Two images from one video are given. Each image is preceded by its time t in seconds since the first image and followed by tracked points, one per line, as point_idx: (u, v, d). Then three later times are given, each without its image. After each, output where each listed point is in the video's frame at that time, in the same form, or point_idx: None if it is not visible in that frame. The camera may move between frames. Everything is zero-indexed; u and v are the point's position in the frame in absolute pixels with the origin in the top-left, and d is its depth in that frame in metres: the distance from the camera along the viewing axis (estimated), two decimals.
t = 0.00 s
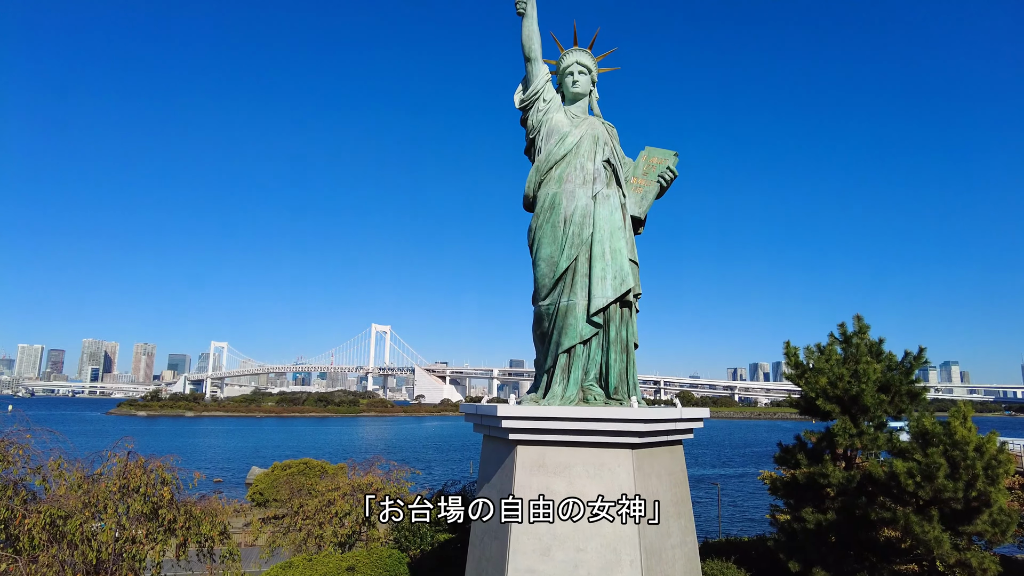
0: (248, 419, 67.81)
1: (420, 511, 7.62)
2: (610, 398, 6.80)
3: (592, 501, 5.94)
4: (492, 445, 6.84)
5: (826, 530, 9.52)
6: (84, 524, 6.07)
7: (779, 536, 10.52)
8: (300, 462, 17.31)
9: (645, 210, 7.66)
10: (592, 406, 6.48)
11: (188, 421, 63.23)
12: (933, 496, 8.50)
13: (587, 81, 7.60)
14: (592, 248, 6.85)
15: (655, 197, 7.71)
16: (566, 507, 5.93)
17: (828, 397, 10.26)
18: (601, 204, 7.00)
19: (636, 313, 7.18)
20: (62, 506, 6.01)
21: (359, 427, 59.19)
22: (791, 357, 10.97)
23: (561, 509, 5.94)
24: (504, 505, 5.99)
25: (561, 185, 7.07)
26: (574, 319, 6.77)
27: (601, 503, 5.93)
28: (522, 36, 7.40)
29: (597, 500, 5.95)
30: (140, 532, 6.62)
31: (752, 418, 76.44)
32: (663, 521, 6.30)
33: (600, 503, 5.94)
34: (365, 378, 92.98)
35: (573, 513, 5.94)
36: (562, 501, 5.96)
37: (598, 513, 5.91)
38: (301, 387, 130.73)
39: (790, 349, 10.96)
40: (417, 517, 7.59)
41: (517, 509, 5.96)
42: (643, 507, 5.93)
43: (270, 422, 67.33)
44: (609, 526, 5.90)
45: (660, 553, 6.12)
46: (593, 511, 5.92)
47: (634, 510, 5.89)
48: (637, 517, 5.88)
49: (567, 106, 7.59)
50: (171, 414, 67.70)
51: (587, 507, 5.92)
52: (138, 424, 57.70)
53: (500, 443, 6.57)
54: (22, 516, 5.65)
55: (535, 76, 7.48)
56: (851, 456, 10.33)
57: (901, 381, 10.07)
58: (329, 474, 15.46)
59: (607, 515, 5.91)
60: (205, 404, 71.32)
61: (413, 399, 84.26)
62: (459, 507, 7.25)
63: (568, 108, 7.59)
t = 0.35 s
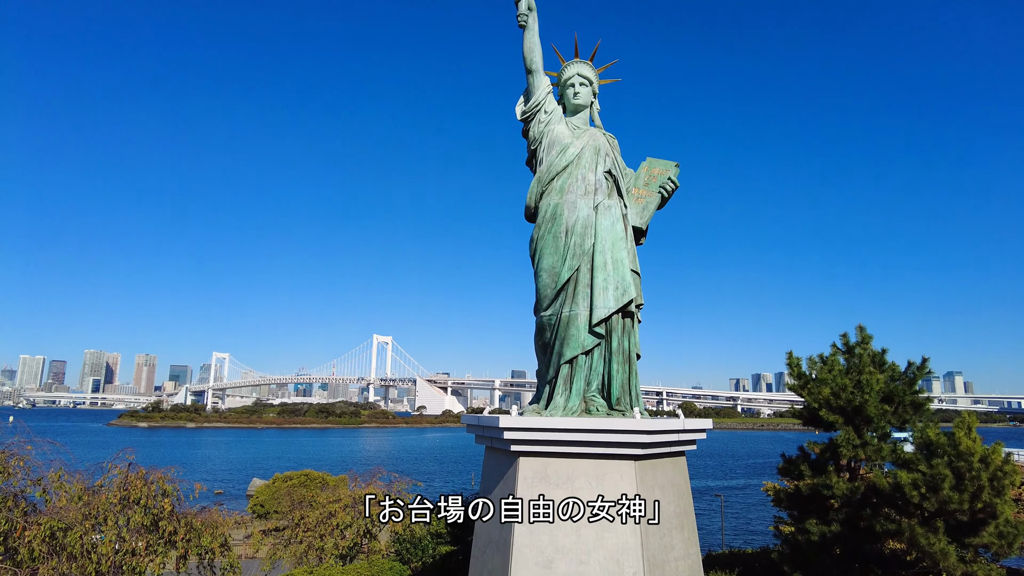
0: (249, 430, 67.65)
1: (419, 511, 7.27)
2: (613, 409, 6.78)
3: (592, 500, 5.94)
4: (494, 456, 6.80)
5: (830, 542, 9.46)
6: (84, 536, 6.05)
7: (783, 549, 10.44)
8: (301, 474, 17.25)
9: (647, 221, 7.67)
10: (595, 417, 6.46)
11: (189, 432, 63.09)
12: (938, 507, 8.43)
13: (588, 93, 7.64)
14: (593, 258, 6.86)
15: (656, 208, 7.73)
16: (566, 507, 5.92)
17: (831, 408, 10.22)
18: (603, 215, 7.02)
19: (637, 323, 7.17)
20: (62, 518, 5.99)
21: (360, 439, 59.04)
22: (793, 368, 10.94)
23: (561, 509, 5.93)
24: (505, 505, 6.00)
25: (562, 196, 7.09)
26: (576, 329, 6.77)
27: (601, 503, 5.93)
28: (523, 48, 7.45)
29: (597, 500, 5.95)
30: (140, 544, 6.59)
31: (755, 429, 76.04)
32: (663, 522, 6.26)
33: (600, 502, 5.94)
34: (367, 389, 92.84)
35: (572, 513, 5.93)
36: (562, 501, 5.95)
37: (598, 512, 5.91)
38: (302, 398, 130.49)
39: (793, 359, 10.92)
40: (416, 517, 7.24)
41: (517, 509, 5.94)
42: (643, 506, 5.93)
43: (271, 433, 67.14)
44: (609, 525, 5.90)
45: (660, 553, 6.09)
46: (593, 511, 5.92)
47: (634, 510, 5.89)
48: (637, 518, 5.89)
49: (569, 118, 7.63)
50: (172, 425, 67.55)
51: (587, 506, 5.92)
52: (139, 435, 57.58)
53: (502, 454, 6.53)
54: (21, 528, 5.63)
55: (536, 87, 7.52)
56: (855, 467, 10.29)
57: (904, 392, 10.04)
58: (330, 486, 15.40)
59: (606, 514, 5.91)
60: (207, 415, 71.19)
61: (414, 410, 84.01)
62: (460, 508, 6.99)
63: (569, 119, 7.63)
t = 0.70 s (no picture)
0: (250, 441, 67.45)
1: (420, 511, 7.40)
2: (615, 419, 6.76)
3: (592, 500, 5.94)
4: (496, 467, 6.77)
5: (834, 553, 9.36)
6: (84, 547, 6.03)
7: (787, 560, 10.36)
8: (302, 485, 17.19)
9: (648, 231, 7.69)
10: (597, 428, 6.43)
11: (190, 443, 62.93)
12: (944, 518, 8.35)
13: (589, 104, 7.68)
14: (595, 268, 6.86)
15: (657, 218, 7.75)
16: (566, 507, 5.91)
17: (834, 418, 10.17)
18: (604, 225, 7.03)
19: (639, 333, 7.16)
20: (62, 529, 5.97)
21: (361, 449, 58.82)
22: (796, 378, 10.90)
23: (561, 509, 5.93)
24: (505, 505, 5.99)
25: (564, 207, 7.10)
26: (578, 339, 6.76)
27: (601, 503, 5.92)
28: (525, 60, 7.50)
29: (597, 500, 5.94)
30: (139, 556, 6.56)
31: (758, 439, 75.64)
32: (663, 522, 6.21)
33: (600, 502, 5.93)
34: (369, 400, 92.64)
35: (572, 513, 5.92)
36: (562, 501, 5.94)
37: (598, 512, 5.90)
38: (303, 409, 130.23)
39: (796, 369, 10.89)
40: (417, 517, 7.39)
41: (517, 509, 5.93)
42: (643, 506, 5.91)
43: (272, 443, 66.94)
44: (609, 525, 5.90)
45: (661, 552, 6.04)
46: (593, 511, 5.91)
47: (634, 510, 5.88)
48: (637, 517, 5.87)
49: (570, 129, 7.67)
50: (173, 436, 67.39)
51: (587, 506, 5.91)
52: (139, 446, 57.41)
53: (504, 466, 6.50)
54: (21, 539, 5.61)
55: (538, 98, 7.56)
56: (859, 477, 10.22)
57: (908, 402, 9.98)
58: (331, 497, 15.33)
59: (606, 514, 5.90)
60: (208, 426, 71.01)
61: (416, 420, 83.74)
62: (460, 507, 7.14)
63: (570, 130, 7.67)
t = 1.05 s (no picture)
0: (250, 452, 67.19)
1: (420, 511, 7.64)
2: (618, 430, 6.74)
3: (592, 500, 5.93)
4: (498, 478, 6.74)
5: (839, 565, 9.29)
6: (84, 559, 6.00)
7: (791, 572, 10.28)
8: (304, 496, 17.10)
9: (650, 241, 7.70)
10: (600, 438, 6.41)
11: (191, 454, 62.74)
12: (949, 530, 8.27)
13: (591, 114, 7.71)
14: (597, 278, 6.86)
15: (659, 228, 7.76)
16: (566, 507, 5.91)
17: (838, 428, 10.12)
18: (606, 235, 7.04)
19: (641, 343, 7.15)
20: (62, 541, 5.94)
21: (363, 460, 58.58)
22: (799, 388, 10.86)
23: (561, 509, 5.93)
24: (505, 505, 6.05)
25: (566, 217, 7.12)
26: (580, 349, 6.75)
27: (601, 503, 5.92)
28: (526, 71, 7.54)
29: (597, 500, 5.93)
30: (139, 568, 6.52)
31: (762, 450, 75.18)
32: (663, 521, 6.18)
33: (600, 502, 5.92)
34: (370, 410, 92.42)
35: (572, 513, 5.91)
36: (562, 501, 5.94)
37: (598, 512, 5.89)
38: (305, 419, 129.91)
39: (799, 380, 10.85)
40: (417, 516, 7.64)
41: (517, 510, 5.98)
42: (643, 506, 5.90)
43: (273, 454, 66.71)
44: (609, 525, 5.89)
45: (662, 552, 6.00)
46: (593, 511, 5.90)
47: (634, 510, 5.87)
48: (637, 517, 5.87)
49: (571, 139, 7.70)
50: (175, 447, 67.23)
51: (587, 506, 5.90)
52: (140, 457, 57.25)
53: (506, 476, 6.46)
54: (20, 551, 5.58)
55: (540, 109, 7.60)
56: (863, 488, 10.14)
57: (912, 412, 9.96)
58: (332, 508, 15.25)
59: (607, 514, 5.89)
60: (209, 436, 70.81)
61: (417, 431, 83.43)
62: (459, 507, 7.32)
63: (572, 140, 7.70)
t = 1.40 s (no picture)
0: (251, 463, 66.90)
1: (420, 511, 7.56)
2: (620, 441, 6.71)
3: (592, 500, 5.90)
4: (499, 490, 6.71)
5: None
6: (83, 571, 5.97)
7: None
8: (304, 508, 17.00)
9: (652, 251, 7.71)
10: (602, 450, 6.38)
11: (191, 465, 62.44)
12: (955, 542, 8.20)
13: (592, 125, 7.75)
14: (599, 288, 6.86)
15: (660, 238, 7.77)
16: (566, 507, 5.89)
17: (841, 439, 10.07)
18: (607, 245, 7.04)
19: (643, 354, 7.14)
20: (61, 554, 5.91)
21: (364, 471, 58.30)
22: (802, 399, 10.82)
23: (561, 509, 5.91)
24: (505, 505, 6.08)
25: (567, 227, 7.13)
26: (582, 360, 6.74)
27: (601, 503, 5.89)
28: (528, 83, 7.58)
29: (597, 500, 5.91)
30: None
31: (765, 461, 74.71)
32: (664, 522, 6.15)
33: (600, 502, 5.90)
34: (372, 421, 92.11)
35: (573, 513, 5.89)
36: (562, 501, 5.93)
37: (598, 512, 5.87)
38: (306, 430, 129.50)
39: (802, 390, 10.81)
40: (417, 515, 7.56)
41: (517, 509, 6.00)
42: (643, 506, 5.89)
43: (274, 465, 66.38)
44: (609, 526, 5.88)
45: (662, 553, 5.97)
46: (593, 511, 5.88)
47: (634, 510, 5.85)
48: (637, 517, 5.85)
49: (572, 150, 7.73)
50: (175, 458, 66.99)
51: (587, 506, 5.88)
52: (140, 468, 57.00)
53: (508, 488, 6.42)
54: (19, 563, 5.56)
55: (541, 120, 7.64)
56: (867, 499, 10.06)
57: (916, 422, 9.91)
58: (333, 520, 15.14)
59: (607, 514, 5.87)
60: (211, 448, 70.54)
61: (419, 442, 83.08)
62: (460, 507, 7.33)
63: (573, 151, 7.72)
